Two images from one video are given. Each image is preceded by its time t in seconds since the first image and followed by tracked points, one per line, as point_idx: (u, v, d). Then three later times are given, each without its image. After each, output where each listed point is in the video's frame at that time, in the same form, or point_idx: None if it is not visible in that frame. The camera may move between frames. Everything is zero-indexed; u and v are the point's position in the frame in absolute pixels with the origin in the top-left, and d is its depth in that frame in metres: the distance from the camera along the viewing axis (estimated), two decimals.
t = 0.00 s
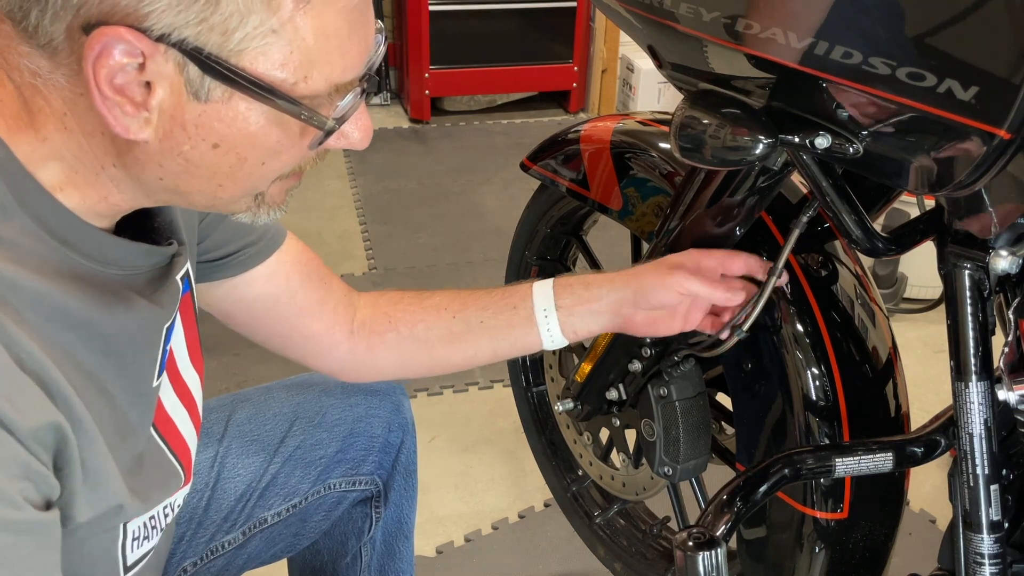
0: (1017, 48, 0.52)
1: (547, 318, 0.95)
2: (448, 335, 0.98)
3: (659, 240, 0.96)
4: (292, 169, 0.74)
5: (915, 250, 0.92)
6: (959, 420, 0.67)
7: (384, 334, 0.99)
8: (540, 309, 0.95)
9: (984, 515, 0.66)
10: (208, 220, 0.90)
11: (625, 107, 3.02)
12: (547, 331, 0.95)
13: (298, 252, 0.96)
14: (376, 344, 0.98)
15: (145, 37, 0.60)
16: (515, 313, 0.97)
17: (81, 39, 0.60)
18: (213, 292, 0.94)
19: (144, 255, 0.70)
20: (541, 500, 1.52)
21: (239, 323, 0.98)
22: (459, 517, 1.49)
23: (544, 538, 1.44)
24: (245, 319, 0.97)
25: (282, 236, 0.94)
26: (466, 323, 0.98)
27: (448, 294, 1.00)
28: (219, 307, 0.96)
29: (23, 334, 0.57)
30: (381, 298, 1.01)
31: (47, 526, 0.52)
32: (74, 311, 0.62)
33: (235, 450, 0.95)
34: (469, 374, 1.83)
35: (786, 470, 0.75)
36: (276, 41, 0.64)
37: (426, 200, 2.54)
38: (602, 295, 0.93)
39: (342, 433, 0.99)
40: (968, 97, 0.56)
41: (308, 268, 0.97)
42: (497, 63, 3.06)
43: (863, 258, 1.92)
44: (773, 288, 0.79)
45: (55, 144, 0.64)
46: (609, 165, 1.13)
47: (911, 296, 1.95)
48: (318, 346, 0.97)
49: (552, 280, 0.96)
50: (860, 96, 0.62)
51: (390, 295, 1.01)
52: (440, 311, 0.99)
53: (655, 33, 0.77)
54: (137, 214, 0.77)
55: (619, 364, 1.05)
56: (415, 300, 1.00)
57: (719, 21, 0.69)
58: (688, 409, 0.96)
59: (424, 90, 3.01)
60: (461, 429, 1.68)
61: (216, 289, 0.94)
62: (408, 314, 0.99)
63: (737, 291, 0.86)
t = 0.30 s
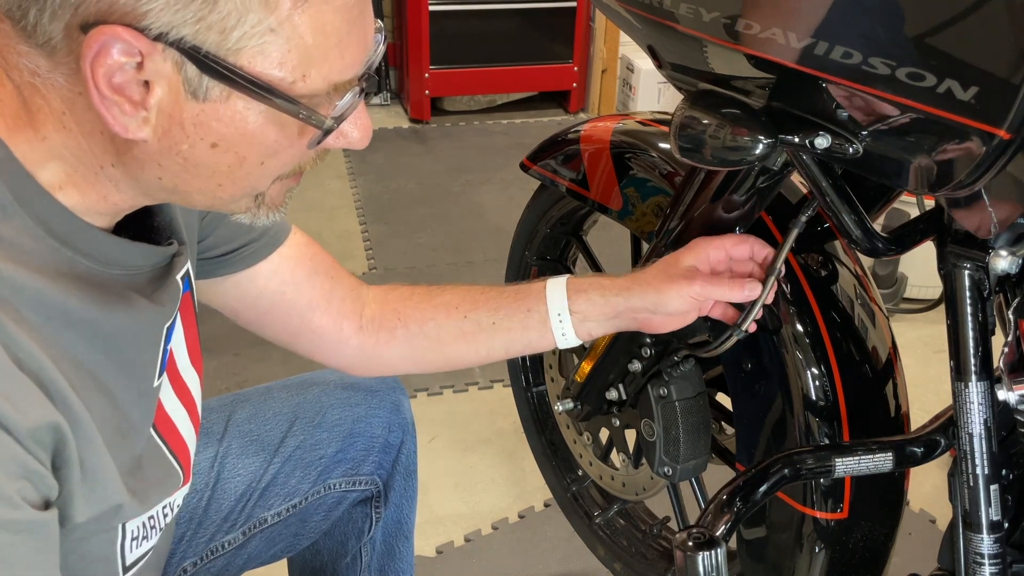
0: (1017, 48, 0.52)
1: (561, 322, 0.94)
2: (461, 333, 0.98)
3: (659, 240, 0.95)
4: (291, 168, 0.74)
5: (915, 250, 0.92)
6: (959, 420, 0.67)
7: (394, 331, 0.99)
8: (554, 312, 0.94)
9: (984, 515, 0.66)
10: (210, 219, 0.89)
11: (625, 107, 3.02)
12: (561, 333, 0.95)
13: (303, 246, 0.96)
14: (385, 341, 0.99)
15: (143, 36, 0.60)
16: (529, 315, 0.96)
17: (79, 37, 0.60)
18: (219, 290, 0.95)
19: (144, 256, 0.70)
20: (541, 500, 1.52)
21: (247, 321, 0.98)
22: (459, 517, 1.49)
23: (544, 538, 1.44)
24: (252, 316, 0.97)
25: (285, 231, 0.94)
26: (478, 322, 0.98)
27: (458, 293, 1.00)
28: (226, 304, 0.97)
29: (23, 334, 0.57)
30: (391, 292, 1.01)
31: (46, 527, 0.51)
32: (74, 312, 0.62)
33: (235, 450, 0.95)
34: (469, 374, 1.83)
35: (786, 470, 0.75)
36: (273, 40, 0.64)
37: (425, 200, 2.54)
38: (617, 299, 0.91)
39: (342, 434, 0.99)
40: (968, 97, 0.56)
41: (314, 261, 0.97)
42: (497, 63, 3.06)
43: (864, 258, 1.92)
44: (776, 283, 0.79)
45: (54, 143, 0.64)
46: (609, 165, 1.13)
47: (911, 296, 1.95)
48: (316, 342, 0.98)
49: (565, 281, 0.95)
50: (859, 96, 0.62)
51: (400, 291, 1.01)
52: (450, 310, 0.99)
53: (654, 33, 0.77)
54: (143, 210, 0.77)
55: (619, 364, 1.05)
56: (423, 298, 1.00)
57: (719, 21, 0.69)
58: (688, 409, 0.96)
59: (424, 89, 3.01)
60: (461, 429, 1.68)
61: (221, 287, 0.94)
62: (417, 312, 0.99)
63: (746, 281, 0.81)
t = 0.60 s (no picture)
0: (1017, 49, 0.52)
1: (575, 336, 0.93)
2: (470, 341, 0.97)
3: (659, 240, 0.95)
4: (297, 172, 0.74)
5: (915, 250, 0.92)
6: (959, 420, 0.67)
7: (404, 335, 0.98)
8: (568, 328, 0.93)
9: (984, 515, 0.66)
10: (216, 219, 0.90)
11: (625, 107, 3.02)
12: (575, 347, 0.94)
13: (309, 248, 0.96)
14: (394, 344, 0.98)
15: (149, 39, 0.60)
16: (542, 327, 0.95)
17: (86, 39, 0.60)
18: (225, 291, 0.95)
19: (149, 257, 0.70)
20: (541, 500, 1.52)
21: (254, 322, 0.97)
22: (459, 517, 1.49)
23: (544, 538, 1.44)
24: (258, 317, 0.97)
25: (292, 233, 0.94)
26: (489, 331, 0.97)
27: (471, 300, 0.99)
28: (233, 305, 0.96)
29: (26, 333, 0.57)
30: (402, 296, 1.00)
31: (48, 527, 0.51)
32: (78, 313, 0.62)
33: (235, 450, 0.95)
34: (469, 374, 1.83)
35: (786, 470, 0.75)
36: (278, 43, 0.64)
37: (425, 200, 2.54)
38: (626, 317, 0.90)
39: (343, 434, 0.99)
40: (967, 97, 0.56)
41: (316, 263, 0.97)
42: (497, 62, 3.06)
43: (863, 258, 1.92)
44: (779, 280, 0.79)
45: (61, 144, 0.64)
46: (609, 165, 1.13)
47: (910, 296, 1.95)
48: (325, 345, 0.98)
49: (580, 293, 0.94)
50: (858, 96, 0.62)
51: (411, 295, 1.01)
52: (463, 318, 0.98)
53: (654, 33, 0.77)
54: (148, 211, 0.77)
55: (619, 364, 1.05)
56: (435, 304, 0.99)
57: (719, 21, 0.69)
58: (688, 409, 0.96)
59: (424, 89, 3.01)
60: (461, 429, 1.68)
61: (228, 288, 0.94)
62: (429, 317, 0.98)
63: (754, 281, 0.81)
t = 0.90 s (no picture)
0: (1017, 49, 0.52)
1: (587, 340, 0.93)
2: (482, 341, 0.97)
3: (659, 240, 0.95)
4: (306, 170, 0.73)
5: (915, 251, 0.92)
6: (959, 420, 0.67)
7: (414, 334, 0.98)
8: (581, 332, 0.93)
9: (984, 515, 0.66)
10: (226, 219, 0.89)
11: (625, 106, 3.02)
12: (587, 350, 0.93)
13: (319, 245, 0.96)
14: (406, 343, 0.98)
15: (164, 36, 0.60)
16: (555, 331, 0.95)
17: (103, 37, 0.61)
18: (237, 288, 0.95)
19: (162, 256, 0.70)
20: (541, 500, 1.52)
21: (266, 319, 0.98)
22: (459, 517, 1.49)
23: (544, 538, 1.44)
24: (272, 315, 0.97)
25: (301, 231, 0.94)
26: (501, 331, 0.96)
27: (483, 300, 0.99)
28: (247, 303, 0.97)
29: (42, 329, 0.57)
30: (412, 294, 1.00)
31: (62, 521, 0.51)
32: (93, 309, 0.62)
33: (235, 450, 0.95)
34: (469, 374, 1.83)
35: (786, 470, 0.75)
36: (292, 41, 0.64)
37: (426, 200, 2.54)
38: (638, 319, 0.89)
39: (342, 434, 0.99)
40: (967, 97, 0.55)
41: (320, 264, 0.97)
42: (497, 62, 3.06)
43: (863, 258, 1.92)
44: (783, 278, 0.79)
45: (74, 143, 0.64)
46: (609, 165, 1.13)
47: (910, 296, 1.95)
48: (332, 343, 0.98)
49: (594, 295, 0.93)
50: (859, 96, 0.62)
51: (422, 294, 1.00)
52: (473, 317, 0.98)
53: (654, 32, 0.77)
54: (157, 215, 0.76)
55: (619, 364, 1.05)
56: (447, 304, 0.99)
57: (719, 21, 0.69)
58: (688, 409, 0.96)
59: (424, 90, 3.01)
60: (461, 429, 1.68)
61: (240, 285, 0.95)
62: (441, 317, 0.98)
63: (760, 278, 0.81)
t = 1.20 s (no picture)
0: (1018, 48, 0.52)
1: (581, 343, 0.93)
2: (478, 344, 0.97)
3: (659, 240, 0.95)
4: (306, 164, 0.73)
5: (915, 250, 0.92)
6: (959, 420, 0.67)
7: (410, 335, 0.98)
8: (575, 337, 0.93)
9: (984, 515, 0.66)
10: (224, 217, 0.88)
11: (625, 106, 3.02)
12: (580, 352, 0.93)
13: (317, 246, 0.96)
14: (401, 344, 0.98)
15: (161, 31, 0.60)
16: (549, 335, 0.95)
17: (99, 33, 0.61)
18: (236, 286, 0.95)
19: (162, 254, 0.70)
20: (541, 500, 1.52)
21: (265, 317, 0.97)
22: (459, 517, 1.49)
23: (544, 538, 1.44)
24: (269, 312, 0.97)
25: (300, 229, 0.94)
26: (496, 335, 0.96)
27: (477, 304, 0.99)
28: (245, 301, 0.96)
29: (43, 327, 0.57)
30: (408, 296, 1.00)
31: (63, 522, 0.51)
32: (95, 308, 0.62)
33: (236, 450, 0.95)
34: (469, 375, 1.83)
35: (786, 470, 0.75)
36: (289, 34, 0.64)
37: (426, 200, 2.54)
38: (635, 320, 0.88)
39: (342, 434, 0.99)
40: (967, 97, 0.55)
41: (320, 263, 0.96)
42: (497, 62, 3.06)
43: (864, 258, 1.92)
44: (782, 278, 0.79)
45: (72, 140, 0.64)
46: (609, 165, 1.13)
47: (910, 296, 1.95)
48: (332, 341, 0.98)
49: (589, 299, 0.93)
50: (860, 96, 0.62)
51: (418, 295, 1.00)
52: (469, 322, 0.98)
53: (654, 32, 0.77)
54: (160, 207, 0.76)
55: (619, 364, 1.05)
56: (442, 307, 0.99)
57: (719, 21, 0.69)
58: (688, 409, 0.96)
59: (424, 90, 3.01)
60: (461, 429, 1.68)
61: (239, 283, 0.94)
62: (435, 320, 0.98)
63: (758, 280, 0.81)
